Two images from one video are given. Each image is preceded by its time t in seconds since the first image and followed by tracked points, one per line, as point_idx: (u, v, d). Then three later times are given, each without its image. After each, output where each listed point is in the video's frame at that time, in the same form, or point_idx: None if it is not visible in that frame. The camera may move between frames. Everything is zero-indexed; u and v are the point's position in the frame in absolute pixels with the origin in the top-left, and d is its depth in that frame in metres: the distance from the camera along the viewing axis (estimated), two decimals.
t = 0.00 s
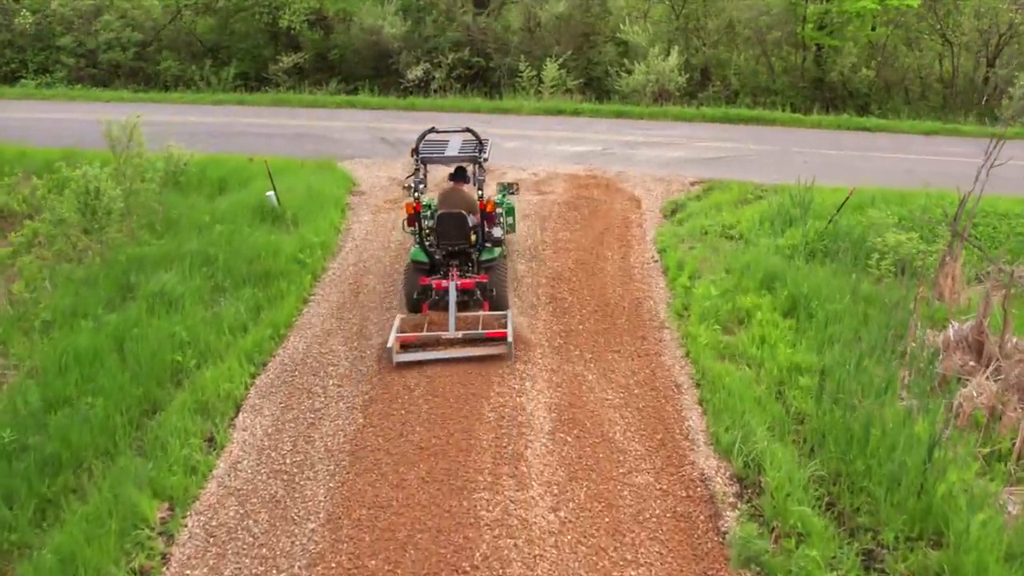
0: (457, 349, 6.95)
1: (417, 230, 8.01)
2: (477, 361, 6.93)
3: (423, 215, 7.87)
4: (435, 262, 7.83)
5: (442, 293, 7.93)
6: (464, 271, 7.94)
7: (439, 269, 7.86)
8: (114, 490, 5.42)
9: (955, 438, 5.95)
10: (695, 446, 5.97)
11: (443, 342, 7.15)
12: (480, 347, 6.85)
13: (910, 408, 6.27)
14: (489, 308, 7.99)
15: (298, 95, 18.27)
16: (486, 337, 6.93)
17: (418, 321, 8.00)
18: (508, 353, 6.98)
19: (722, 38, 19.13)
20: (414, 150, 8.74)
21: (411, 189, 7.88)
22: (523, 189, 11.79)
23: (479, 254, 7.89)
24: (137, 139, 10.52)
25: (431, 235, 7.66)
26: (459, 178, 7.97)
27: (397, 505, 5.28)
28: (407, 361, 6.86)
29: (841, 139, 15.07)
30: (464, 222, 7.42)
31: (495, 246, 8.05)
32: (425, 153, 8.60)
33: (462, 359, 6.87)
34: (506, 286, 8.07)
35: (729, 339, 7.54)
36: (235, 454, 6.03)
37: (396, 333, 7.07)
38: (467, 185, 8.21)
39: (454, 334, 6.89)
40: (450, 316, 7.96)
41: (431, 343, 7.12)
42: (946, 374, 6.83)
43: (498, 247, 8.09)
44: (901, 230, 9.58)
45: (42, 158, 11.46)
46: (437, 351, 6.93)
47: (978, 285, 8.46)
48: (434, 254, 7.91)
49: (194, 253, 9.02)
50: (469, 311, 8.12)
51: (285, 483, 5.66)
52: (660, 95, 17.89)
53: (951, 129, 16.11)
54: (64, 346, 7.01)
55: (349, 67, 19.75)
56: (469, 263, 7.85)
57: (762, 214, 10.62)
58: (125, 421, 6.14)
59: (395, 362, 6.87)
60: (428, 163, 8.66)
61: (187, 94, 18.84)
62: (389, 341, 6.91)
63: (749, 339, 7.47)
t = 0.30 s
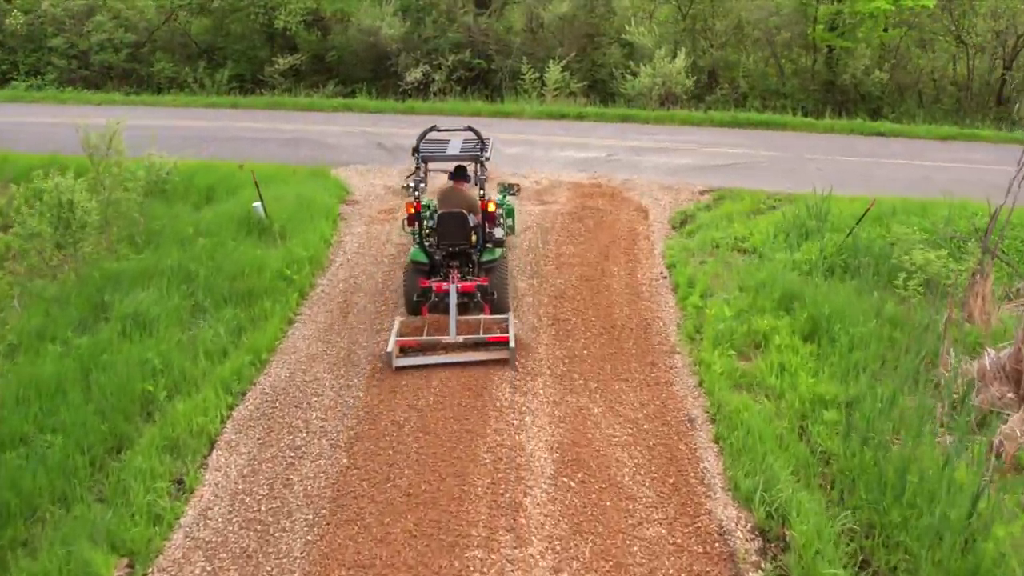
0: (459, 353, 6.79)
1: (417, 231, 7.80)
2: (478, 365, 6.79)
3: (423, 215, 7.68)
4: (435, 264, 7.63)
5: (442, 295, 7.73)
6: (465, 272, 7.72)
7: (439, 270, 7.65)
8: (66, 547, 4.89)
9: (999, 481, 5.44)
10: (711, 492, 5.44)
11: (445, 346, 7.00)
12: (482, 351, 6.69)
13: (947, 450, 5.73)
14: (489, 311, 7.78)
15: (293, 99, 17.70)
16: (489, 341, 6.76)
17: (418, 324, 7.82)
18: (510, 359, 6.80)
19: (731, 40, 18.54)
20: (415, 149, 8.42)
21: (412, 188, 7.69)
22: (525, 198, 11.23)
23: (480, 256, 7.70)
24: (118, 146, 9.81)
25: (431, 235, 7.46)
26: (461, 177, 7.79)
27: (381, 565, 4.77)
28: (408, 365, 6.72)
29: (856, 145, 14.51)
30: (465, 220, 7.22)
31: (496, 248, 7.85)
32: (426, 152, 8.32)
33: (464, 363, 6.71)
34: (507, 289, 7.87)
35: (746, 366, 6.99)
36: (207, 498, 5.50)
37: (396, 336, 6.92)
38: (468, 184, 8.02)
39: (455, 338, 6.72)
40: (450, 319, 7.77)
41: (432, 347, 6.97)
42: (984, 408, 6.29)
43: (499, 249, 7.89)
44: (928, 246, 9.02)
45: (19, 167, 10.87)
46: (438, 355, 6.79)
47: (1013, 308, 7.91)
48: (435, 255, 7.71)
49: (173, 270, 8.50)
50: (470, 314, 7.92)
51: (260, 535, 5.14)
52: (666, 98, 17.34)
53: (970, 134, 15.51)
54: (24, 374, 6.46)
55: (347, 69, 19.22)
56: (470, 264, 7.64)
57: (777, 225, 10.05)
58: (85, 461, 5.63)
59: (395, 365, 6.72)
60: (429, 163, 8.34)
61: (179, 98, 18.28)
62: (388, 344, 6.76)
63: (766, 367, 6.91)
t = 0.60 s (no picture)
0: (459, 357, 6.65)
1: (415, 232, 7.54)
2: (480, 370, 6.67)
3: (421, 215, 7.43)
4: (434, 265, 7.38)
5: (443, 297, 7.50)
6: (465, 273, 7.49)
7: (439, 271, 7.41)
8: None
9: None
10: (731, 549, 4.90)
11: (444, 352, 6.86)
12: (485, 354, 6.56)
13: (991, 501, 5.25)
14: (491, 313, 7.56)
15: (288, 102, 17.14)
16: (491, 345, 6.65)
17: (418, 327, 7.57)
18: (513, 364, 6.65)
19: (740, 41, 17.92)
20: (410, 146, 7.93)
21: (409, 187, 7.42)
22: (527, 209, 10.69)
23: (480, 256, 7.47)
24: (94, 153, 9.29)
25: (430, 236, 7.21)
26: (459, 176, 7.51)
27: None
28: (408, 371, 6.55)
29: (872, 150, 13.94)
30: (465, 220, 6.96)
31: (496, 248, 7.61)
32: (422, 149, 7.82)
33: (466, 367, 6.57)
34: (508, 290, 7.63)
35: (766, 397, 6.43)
36: (172, 553, 4.97)
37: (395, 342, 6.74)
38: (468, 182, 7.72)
39: (457, 342, 6.59)
40: (450, 322, 7.53)
41: (432, 352, 6.82)
42: None
43: (499, 248, 7.64)
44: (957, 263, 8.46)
45: None
46: (438, 359, 6.64)
47: None
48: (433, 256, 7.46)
49: (150, 288, 7.96)
50: (471, 316, 7.70)
51: None
52: (673, 101, 16.77)
53: (989, 138, 14.94)
54: None
55: (344, 70, 18.69)
56: (470, 265, 7.40)
57: (793, 238, 9.49)
58: (38, 510, 5.14)
59: (396, 371, 6.55)
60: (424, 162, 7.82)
61: (171, 100, 17.70)
62: (388, 349, 6.60)
63: (787, 398, 6.34)
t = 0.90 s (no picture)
0: (460, 362, 6.48)
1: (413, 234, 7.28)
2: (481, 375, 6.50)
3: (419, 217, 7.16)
4: (433, 267, 7.12)
5: (443, 300, 7.26)
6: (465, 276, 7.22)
7: (438, 274, 7.16)
8: None
9: None
10: None
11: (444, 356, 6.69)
12: (487, 358, 6.39)
13: None
14: (492, 317, 7.29)
15: (283, 105, 16.60)
16: (492, 349, 6.50)
17: (416, 331, 7.20)
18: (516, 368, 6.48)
19: (750, 42, 17.32)
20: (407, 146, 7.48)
21: (407, 189, 7.18)
22: (530, 220, 10.15)
23: (479, 258, 7.19)
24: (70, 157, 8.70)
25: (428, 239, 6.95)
26: (458, 176, 7.21)
27: None
28: (409, 376, 6.37)
29: (889, 156, 13.39)
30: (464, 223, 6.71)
31: (496, 249, 7.32)
32: (419, 149, 7.37)
33: (467, 371, 6.40)
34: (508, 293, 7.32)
35: (790, 434, 5.86)
36: None
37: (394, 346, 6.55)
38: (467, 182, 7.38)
39: (458, 346, 6.43)
40: (450, 326, 7.26)
41: (432, 357, 6.65)
42: None
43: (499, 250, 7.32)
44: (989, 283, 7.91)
45: None
46: (439, 364, 6.47)
47: None
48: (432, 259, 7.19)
49: (126, 307, 7.43)
50: (471, 319, 7.44)
51: None
52: (680, 105, 16.22)
53: (1009, 144, 14.37)
54: None
55: (342, 72, 18.16)
56: (469, 268, 7.13)
57: (811, 251, 8.94)
58: None
59: (396, 376, 6.37)
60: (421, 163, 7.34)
61: (163, 103, 17.15)
62: (387, 354, 6.42)
63: (813, 435, 5.79)
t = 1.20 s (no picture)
0: (460, 369, 6.21)
1: (409, 237, 6.80)
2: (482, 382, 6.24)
3: (416, 219, 6.68)
4: (432, 270, 6.63)
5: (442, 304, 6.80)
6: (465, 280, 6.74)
7: (437, 277, 6.68)
8: None
9: None
10: None
11: (445, 363, 6.42)
12: (488, 366, 6.12)
13: None
14: (493, 321, 6.91)
15: (278, 108, 16.08)
16: (493, 355, 6.21)
17: (415, 336, 6.85)
18: (518, 376, 6.19)
19: (761, 44, 16.72)
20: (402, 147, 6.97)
21: (403, 189, 6.75)
22: (533, 232, 9.62)
23: (480, 261, 6.71)
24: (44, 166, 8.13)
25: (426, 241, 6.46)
26: (458, 176, 6.71)
27: None
28: (407, 384, 6.10)
29: (907, 162, 12.84)
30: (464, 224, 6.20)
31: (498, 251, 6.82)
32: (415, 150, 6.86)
33: (467, 379, 6.14)
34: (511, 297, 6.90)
35: (819, 477, 5.33)
36: None
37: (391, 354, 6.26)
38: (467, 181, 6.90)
39: (457, 353, 6.15)
40: (450, 331, 6.88)
41: (432, 363, 6.38)
42: None
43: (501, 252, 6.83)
44: None
45: None
46: (438, 372, 6.20)
47: None
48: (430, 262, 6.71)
49: (100, 330, 6.93)
50: (472, 323, 7.05)
51: None
52: (688, 108, 15.69)
53: None
54: None
55: (340, 74, 17.64)
56: (470, 270, 6.65)
57: (832, 266, 8.41)
58: None
59: (393, 385, 6.10)
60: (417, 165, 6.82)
61: (155, 106, 16.63)
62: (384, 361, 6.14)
63: (843, 477, 5.27)
